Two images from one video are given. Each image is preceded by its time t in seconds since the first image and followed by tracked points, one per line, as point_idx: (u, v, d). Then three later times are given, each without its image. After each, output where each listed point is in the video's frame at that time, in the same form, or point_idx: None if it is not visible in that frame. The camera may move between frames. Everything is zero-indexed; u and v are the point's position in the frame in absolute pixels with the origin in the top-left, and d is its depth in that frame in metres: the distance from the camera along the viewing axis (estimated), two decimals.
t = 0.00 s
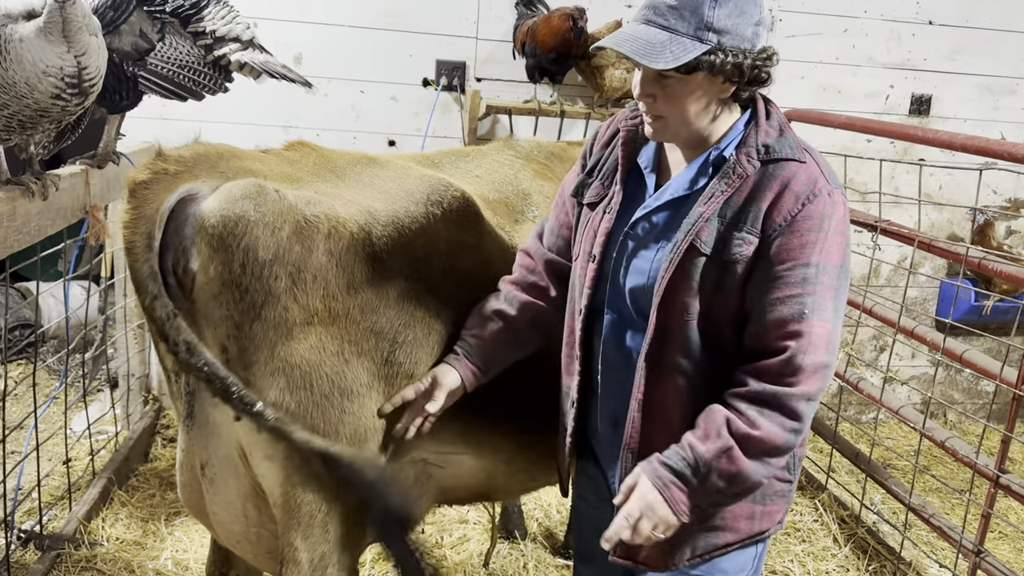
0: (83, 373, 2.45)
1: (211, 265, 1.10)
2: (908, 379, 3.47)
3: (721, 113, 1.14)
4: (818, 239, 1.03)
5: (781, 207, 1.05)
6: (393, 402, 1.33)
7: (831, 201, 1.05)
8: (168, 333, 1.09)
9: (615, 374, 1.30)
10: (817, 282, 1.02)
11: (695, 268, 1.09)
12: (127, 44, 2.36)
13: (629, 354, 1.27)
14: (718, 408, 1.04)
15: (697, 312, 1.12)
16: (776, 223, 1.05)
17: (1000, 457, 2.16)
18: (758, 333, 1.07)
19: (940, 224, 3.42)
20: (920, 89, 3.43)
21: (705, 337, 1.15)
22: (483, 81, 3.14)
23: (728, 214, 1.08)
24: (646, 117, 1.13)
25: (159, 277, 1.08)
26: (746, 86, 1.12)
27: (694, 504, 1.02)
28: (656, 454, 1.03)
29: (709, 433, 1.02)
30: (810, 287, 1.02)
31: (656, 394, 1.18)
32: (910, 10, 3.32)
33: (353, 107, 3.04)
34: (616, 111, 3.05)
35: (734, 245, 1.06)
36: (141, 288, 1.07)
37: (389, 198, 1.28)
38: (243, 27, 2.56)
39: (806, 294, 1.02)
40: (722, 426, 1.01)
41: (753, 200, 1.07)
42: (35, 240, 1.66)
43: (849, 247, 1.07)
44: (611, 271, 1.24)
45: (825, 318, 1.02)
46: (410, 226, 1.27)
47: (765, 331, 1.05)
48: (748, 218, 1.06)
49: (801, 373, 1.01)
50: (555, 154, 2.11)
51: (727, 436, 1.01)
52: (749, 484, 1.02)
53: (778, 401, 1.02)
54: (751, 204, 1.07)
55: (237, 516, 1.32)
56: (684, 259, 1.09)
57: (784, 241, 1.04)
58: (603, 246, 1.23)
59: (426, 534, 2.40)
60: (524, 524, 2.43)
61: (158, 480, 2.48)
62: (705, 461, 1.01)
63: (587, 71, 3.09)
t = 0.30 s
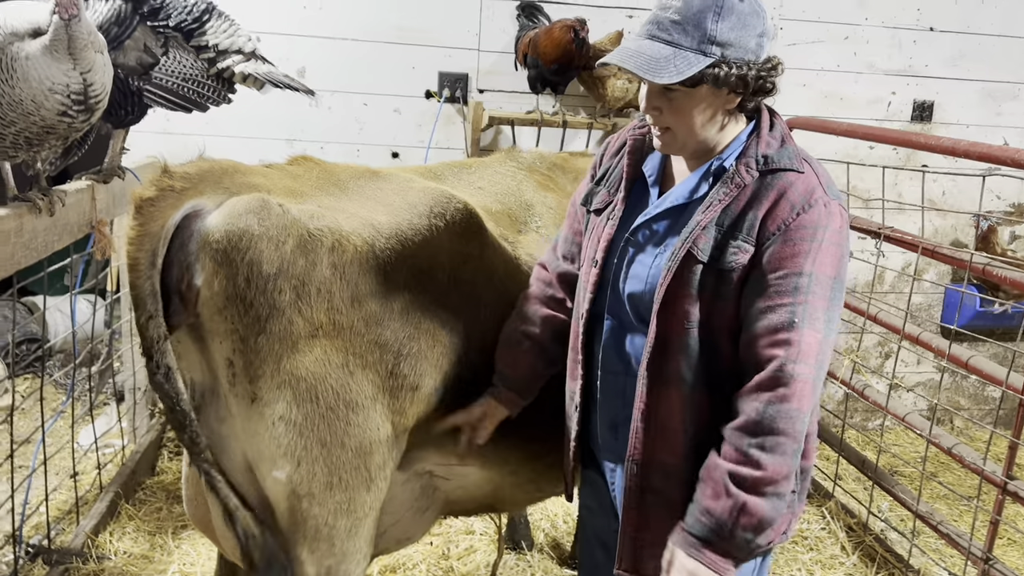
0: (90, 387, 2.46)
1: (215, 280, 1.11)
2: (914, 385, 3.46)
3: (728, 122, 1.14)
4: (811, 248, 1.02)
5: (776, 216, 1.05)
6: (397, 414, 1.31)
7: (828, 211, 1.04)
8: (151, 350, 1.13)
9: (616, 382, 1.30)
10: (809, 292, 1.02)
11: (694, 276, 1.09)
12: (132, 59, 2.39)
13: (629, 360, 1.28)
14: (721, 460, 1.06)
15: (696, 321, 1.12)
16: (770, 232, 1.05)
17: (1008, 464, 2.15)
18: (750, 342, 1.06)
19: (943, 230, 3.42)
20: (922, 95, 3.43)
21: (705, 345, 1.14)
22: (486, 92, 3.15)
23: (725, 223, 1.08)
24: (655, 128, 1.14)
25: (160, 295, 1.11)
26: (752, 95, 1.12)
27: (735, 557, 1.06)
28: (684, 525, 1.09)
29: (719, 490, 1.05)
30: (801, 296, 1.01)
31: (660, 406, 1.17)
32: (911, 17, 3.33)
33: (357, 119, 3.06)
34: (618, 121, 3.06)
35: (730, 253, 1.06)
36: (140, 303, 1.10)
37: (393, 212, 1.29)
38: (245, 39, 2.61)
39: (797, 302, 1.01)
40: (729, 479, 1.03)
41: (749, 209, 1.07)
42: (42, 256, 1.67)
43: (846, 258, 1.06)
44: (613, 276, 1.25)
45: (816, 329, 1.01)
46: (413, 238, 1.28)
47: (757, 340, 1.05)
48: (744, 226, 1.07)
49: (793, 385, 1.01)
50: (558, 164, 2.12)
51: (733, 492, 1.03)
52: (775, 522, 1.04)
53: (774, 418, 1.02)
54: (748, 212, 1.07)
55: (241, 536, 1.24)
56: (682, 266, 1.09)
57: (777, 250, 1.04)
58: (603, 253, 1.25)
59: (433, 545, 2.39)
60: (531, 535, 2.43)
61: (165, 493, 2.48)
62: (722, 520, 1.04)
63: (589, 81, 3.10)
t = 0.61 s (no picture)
0: (102, 405, 2.48)
1: (225, 301, 1.11)
2: (924, 397, 3.45)
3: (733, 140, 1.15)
4: (810, 261, 1.02)
5: (776, 230, 1.05)
6: (405, 433, 1.31)
7: (827, 224, 1.04)
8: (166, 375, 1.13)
9: (620, 393, 1.32)
10: (809, 305, 1.01)
11: (694, 289, 1.09)
12: (146, 81, 2.53)
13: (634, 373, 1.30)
14: (740, 490, 1.06)
15: (699, 334, 1.11)
16: (770, 245, 1.05)
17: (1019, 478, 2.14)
18: (752, 356, 1.06)
19: (951, 241, 3.41)
20: (928, 107, 3.43)
21: (707, 359, 1.13)
22: (492, 109, 3.17)
23: (724, 237, 1.08)
24: (658, 147, 1.15)
25: (175, 318, 1.12)
26: (752, 114, 1.12)
27: None
28: (718, 560, 1.09)
29: (745, 521, 1.05)
30: (802, 309, 1.01)
31: (667, 422, 1.16)
32: (915, 29, 3.34)
33: (365, 137, 3.08)
34: (624, 136, 3.07)
35: (729, 266, 1.07)
36: (154, 327, 1.11)
37: (401, 231, 1.30)
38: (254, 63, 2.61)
39: (798, 316, 1.01)
40: (752, 509, 1.03)
41: (749, 224, 1.07)
42: (54, 277, 1.68)
43: (848, 269, 1.05)
44: (618, 289, 1.29)
45: (816, 341, 1.01)
46: (420, 257, 1.28)
47: (758, 354, 1.05)
48: (743, 240, 1.07)
49: (795, 399, 1.01)
50: (563, 181, 2.13)
51: (758, 521, 1.03)
52: (804, 539, 1.04)
53: (785, 434, 1.02)
54: (747, 227, 1.07)
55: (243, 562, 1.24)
56: (682, 281, 1.09)
57: (777, 264, 1.03)
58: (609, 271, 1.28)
59: (442, 562, 2.40)
60: (540, 551, 2.43)
61: (175, 511, 2.50)
62: (753, 550, 1.04)
63: (594, 97, 3.12)
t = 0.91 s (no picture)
0: (106, 415, 2.48)
1: (230, 311, 1.11)
2: (928, 404, 3.45)
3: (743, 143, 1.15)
4: (815, 252, 1.02)
5: (782, 223, 1.06)
6: (409, 443, 1.32)
7: (833, 217, 1.04)
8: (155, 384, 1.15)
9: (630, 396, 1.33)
10: (814, 295, 1.01)
11: (704, 283, 1.10)
12: (149, 91, 2.54)
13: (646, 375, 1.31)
14: (741, 481, 1.05)
15: (709, 329, 1.12)
16: (776, 238, 1.06)
17: None
18: (759, 349, 1.06)
19: (954, 247, 3.41)
20: (929, 113, 3.43)
21: (717, 353, 1.14)
22: (494, 117, 3.18)
23: (732, 232, 1.09)
24: (669, 151, 1.16)
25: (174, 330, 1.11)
26: (759, 116, 1.13)
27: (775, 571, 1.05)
28: (719, 552, 1.08)
29: (745, 512, 1.04)
30: (807, 300, 1.01)
31: (675, 417, 1.17)
32: (916, 36, 3.34)
33: (368, 146, 3.09)
34: (626, 143, 3.08)
35: (737, 260, 1.08)
36: (152, 339, 1.12)
37: (405, 241, 1.31)
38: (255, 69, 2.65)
39: (803, 307, 1.01)
40: (752, 499, 1.02)
41: (756, 218, 1.08)
42: (59, 287, 1.69)
43: (854, 263, 1.05)
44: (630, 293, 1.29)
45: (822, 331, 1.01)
46: (425, 266, 1.29)
47: (764, 345, 1.05)
48: (751, 234, 1.08)
49: (801, 389, 1.00)
50: (565, 190, 2.13)
51: (758, 511, 1.02)
52: (805, 532, 1.03)
53: (788, 426, 1.01)
54: (754, 222, 1.08)
55: (247, 566, 1.28)
56: (692, 276, 1.11)
57: (783, 256, 1.04)
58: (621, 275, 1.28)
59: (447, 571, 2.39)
60: (544, 559, 2.42)
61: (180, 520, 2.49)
62: (753, 541, 1.03)
63: (595, 104, 3.13)
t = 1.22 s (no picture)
0: (108, 421, 2.48)
1: (232, 315, 1.10)
2: (931, 409, 3.44)
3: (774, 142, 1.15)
4: (866, 245, 1.01)
5: (831, 217, 1.05)
6: (411, 447, 1.32)
7: (882, 211, 1.04)
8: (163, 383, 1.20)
9: (676, 401, 1.31)
10: (865, 285, 0.99)
11: (753, 282, 1.09)
12: (155, 98, 2.56)
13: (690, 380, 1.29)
14: (774, 459, 1.01)
15: (759, 328, 1.11)
16: (825, 233, 1.05)
17: None
18: (810, 342, 1.05)
19: (955, 252, 3.42)
20: (930, 118, 3.43)
21: (765, 352, 1.12)
22: (496, 123, 3.19)
23: (782, 229, 1.08)
24: (703, 154, 1.17)
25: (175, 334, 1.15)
26: (791, 114, 1.13)
27: (797, 558, 0.99)
28: (738, 526, 1.02)
29: (775, 490, 0.99)
30: (859, 291, 0.99)
31: (720, 418, 1.16)
32: (917, 41, 3.35)
33: (370, 152, 3.10)
34: (627, 148, 3.08)
35: (788, 255, 1.07)
36: (158, 342, 1.16)
37: (408, 245, 1.31)
38: (258, 81, 2.67)
39: (854, 297, 0.99)
40: (783, 476, 0.98)
41: (806, 214, 1.07)
42: (62, 292, 1.69)
43: (903, 258, 1.04)
44: (672, 295, 1.27)
45: (874, 321, 0.98)
46: (427, 271, 1.30)
47: (814, 338, 1.03)
48: (800, 229, 1.07)
49: (852, 378, 0.97)
50: (566, 196, 2.13)
51: (788, 488, 0.98)
52: (835, 519, 0.98)
53: (829, 411, 0.98)
54: (803, 218, 1.07)
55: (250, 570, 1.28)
56: (742, 275, 1.10)
57: (832, 249, 1.03)
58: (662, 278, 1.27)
59: None
60: (547, 565, 2.42)
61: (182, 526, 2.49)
62: (779, 520, 0.98)
63: (597, 110, 3.14)
